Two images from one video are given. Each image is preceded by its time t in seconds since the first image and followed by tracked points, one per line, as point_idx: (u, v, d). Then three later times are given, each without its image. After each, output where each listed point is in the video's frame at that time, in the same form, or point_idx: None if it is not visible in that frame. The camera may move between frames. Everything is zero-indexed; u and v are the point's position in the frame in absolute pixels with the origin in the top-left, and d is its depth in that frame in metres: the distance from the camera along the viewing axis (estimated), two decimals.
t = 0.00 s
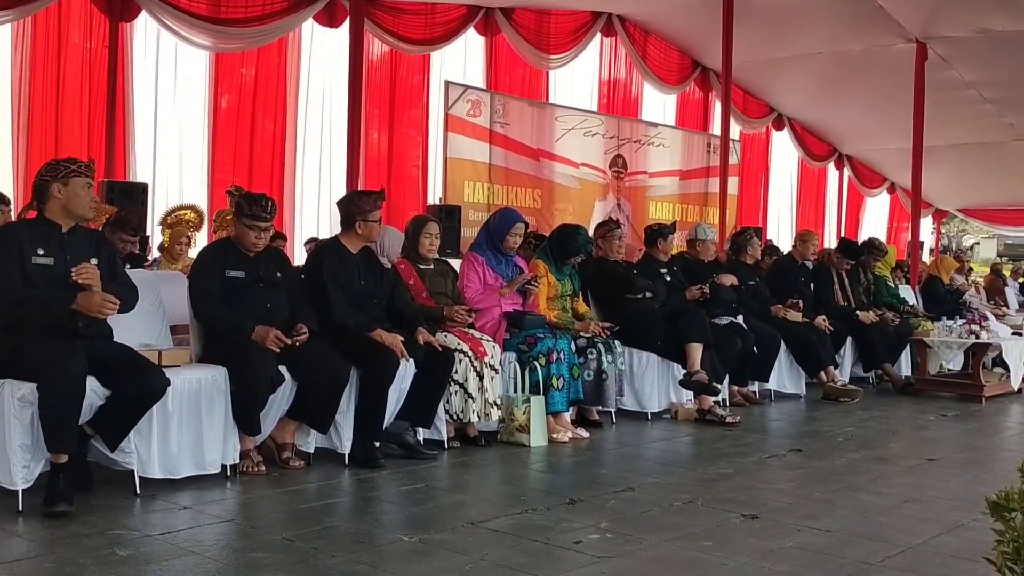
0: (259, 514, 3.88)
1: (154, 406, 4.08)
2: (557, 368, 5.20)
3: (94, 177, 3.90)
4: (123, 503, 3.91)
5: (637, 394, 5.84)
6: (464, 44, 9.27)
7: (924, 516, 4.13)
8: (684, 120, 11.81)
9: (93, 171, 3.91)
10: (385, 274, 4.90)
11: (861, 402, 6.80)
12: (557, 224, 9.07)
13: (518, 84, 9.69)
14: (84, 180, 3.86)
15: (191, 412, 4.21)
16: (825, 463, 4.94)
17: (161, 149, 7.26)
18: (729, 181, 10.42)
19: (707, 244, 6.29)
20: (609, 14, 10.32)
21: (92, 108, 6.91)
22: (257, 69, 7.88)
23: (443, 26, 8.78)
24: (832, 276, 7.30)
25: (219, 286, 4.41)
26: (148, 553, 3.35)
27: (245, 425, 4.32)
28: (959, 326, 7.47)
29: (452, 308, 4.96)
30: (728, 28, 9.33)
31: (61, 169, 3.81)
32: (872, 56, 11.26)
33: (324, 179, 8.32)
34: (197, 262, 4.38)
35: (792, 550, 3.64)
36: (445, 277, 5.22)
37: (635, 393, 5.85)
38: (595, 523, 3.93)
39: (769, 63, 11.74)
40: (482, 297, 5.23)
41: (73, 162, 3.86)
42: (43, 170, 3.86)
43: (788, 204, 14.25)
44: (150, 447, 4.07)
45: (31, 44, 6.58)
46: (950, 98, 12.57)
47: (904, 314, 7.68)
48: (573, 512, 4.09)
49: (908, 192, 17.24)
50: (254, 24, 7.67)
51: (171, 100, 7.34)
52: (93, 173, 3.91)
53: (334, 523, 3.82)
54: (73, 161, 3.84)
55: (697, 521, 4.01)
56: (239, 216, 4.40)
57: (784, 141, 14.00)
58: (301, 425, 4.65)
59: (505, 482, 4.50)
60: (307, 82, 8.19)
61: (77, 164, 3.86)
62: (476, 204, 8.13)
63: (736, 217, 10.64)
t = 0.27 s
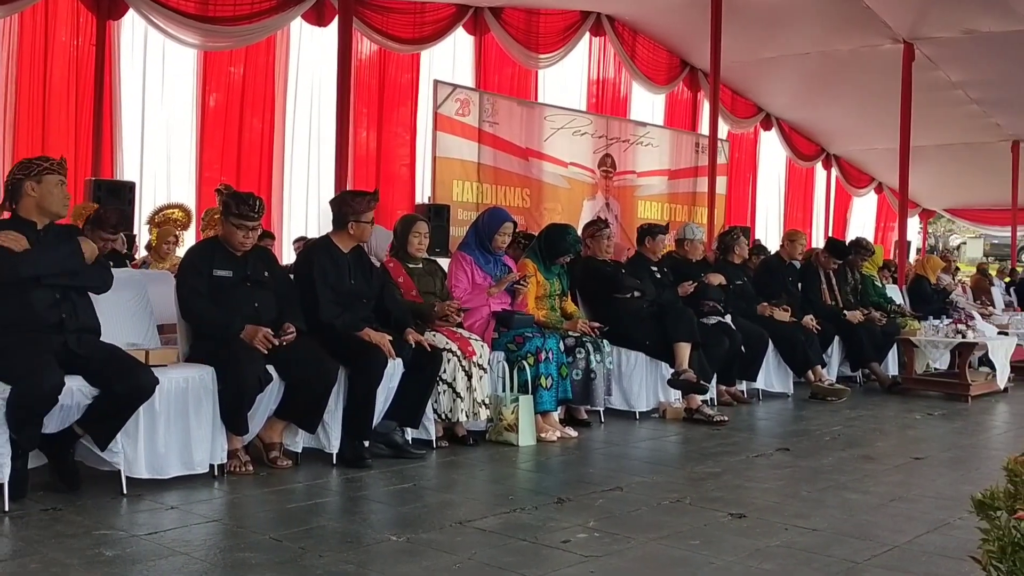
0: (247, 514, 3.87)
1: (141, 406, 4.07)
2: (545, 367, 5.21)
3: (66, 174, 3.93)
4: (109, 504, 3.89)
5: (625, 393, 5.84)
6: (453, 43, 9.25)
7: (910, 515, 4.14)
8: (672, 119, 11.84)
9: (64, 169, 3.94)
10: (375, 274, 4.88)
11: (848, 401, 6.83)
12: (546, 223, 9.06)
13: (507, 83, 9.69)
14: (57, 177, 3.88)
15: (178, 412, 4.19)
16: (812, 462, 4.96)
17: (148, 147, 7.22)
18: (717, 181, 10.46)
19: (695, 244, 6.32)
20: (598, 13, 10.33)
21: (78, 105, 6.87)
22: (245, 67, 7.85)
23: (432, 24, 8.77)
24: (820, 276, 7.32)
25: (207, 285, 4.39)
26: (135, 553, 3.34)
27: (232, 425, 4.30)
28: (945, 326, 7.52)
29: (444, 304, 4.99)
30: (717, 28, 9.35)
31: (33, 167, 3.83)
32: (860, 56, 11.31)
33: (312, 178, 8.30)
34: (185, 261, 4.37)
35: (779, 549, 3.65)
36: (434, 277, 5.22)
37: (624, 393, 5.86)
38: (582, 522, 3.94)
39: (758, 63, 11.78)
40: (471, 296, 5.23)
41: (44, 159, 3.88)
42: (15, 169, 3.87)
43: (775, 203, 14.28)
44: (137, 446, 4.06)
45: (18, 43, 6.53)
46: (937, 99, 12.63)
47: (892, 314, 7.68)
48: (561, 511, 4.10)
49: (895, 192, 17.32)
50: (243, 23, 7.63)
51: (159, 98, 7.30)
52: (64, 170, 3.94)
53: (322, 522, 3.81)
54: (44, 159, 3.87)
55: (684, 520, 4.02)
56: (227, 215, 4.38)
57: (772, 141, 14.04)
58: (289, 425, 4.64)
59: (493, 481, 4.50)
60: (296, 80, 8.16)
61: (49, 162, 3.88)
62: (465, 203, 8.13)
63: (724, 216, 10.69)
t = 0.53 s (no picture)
0: (236, 514, 3.87)
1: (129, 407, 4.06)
2: (535, 367, 5.21)
3: (45, 170, 3.90)
4: (97, 504, 3.88)
5: (615, 392, 5.86)
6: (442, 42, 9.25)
7: (897, 513, 4.16)
8: (662, 119, 11.87)
9: (43, 166, 3.91)
10: (367, 273, 4.88)
11: (836, 400, 6.85)
12: (536, 222, 9.07)
13: (497, 83, 9.69)
14: (37, 175, 3.86)
15: (168, 412, 4.19)
16: (800, 461, 4.98)
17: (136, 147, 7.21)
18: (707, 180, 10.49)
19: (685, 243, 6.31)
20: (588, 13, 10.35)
21: (67, 104, 6.86)
22: (234, 67, 7.84)
23: (422, 23, 8.76)
24: (809, 275, 7.33)
25: (196, 285, 4.38)
26: (124, 553, 3.33)
27: (221, 425, 4.29)
28: (933, 324, 7.51)
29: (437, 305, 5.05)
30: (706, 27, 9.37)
31: (13, 166, 3.80)
32: (848, 56, 11.34)
33: (302, 178, 8.29)
34: (173, 261, 4.35)
35: (767, 547, 3.66)
36: (424, 277, 5.21)
37: (614, 392, 5.87)
38: (572, 522, 3.94)
39: (747, 63, 11.81)
40: (461, 296, 5.24)
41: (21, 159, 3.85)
42: None
43: (764, 202, 14.32)
44: (126, 446, 4.06)
45: (5, 42, 6.48)
46: (926, 98, 12.68)
47: (880, 313, 7.70)
48: (550, 510, 4.10)
49: (884, 192, 17.39)
50: (232, 22, 7.60)
51: (147, 97, 7.28)
52: (43, 167, 3.91)
53: (311, 522, 3.81)
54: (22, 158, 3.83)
55: (673, 519, 4.03)
56: (216, 214, 4.38)
57: (762, 141, 14.08)
58: (278, 425, 4.64)
59: (483, 480, 4.50)
60: (285, 80, 8.15)
61: (27, 160, 3.85)
62: (455, 202, 8.13)
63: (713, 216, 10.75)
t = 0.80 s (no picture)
0: (221, 514, 3.85)
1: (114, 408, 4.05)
2: (522, 366, 5.21)
3: (32, 169, 3.89)
4: (82, 505, 3.86)
5: (602, 392, 5.87)
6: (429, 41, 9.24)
7: (882, 511, 4.19)
8: (649, 118, 11.90)
9: (30, 165, 3.90)
10: (352, 272, 4.88)
11: (822, 398, 6.88)
12: (524, 222, 9.07)
13: (484, 82, 9.69)
14: (24, 174, 3.85)
15: (153, 412, 4.17)
16: (786, 459, 5.00)
17: (121, 145, 7.17)
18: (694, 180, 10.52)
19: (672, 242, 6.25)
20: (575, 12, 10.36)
21: (52, 102, 6.81)
22: (220, 65, 7.81)
23: (409, 22, 8.74)
24: (795, 274, 7.37)
25: (181, 285, 4.37)
26: (109, 554, 3.32)
27: (207, 424, 4.28)
28: (917, 322, 7.49)
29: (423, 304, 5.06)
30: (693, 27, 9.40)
31: None
32: (834, 56, 11.38)
33: (288, 176, 8.26)
34: (159, 259, 4.35)
35: (753, 546, 3.68)
36: (411, 276, 5.20)
37: (601, 391, 5.87)
38: (558, 521, 3.95)
39: (734, 63, 11.85)
40: (448, 295, 5.24)
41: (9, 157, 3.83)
42: None
43: (751, 202, 14.36)
44: (111, 447, 4.04)
45: None
46: (911, 98, 12.74)
47: (866, 312, 7.73)
48: (537, 509, 4.11)
49: (869, 191, 17.46)
50: (219, 20, 7.57)
51: (133, 96, 7.24)
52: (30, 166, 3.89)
53: (297, 522, 3.80)
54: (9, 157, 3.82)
55: (659, 518, 4.04)
56: (201, 214, 4.36)
57: (748, 141, 14.12)
58: (264, 424, 4.62)
59: (470, 480, 4.50)
60: (271, 78, 8.12)
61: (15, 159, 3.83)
62: (442, 201, 8.13)
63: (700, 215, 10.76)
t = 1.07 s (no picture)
0: (209, 514, 3.84)
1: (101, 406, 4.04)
2: (511, 365, 5.21)
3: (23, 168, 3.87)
4: (69, 505, 3.85)
5: (590, 390, 5.88)
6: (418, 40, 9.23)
7: (869, 509, 4.21)
8: (637, 118, 11.93)
9: (21, 163, 3.88)
10: (339, 271, 4.87)
11: (810, 397, 6.91)
12: (513, 220, 9.07)
13: (473, 81, 9.69)
14: (14, 174, 3.83)
15: (140, 411, 4.16)
16: (774, 458, 5.01)
17: (109, 143, 7.13)
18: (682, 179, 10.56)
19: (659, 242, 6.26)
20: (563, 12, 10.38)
21: (39, 99, 6.77)
22: (208, 63, 7.78)
23: (397, 21, 8.73)
24: (783, 273, 7.39)
25: (169, 285, 4.35)
26: (96, 555, 3.31)
27: (194, 424, 4.26)
28: (905, 321, 7.54)
29: (408, 304, 5.02)
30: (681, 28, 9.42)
31: None
32: (822, 56, 11.42)
33: (277, 175, 8.24)
34: (146, 258, 4.33)
35: (741, 544, 3.69)
36: (399, 275, 5.20)
37: (589, 390, 5.89)
38: (547, 520, 3.95)
39: (722, 62, 11.88)
40: (436, 295, 5.25)
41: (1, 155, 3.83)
42: None
43: (739, 201, 14.39)
44: (98, 447, 4.02)
45: None
46: (899, 98, 12.79)
47: (853, 311, 7.77)
48: (526, 508, 4.11)
49: (857, 191, 17.53)
50: (206, 19, 7.54)
51: (120, 94, 7.21)
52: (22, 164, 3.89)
53: (286, 522, 3.79)
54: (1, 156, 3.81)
55: (647, 516, 4.05)
56: (189, 213, 4.34)
57: (736, 140, 14.16)
58: (252, 424, 4.61)
59: (458, 479, 4.50)
60: (259, 77, 8.10)
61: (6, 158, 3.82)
62: (431, 199, 8.12)
63: (688, 214, 10.79)
